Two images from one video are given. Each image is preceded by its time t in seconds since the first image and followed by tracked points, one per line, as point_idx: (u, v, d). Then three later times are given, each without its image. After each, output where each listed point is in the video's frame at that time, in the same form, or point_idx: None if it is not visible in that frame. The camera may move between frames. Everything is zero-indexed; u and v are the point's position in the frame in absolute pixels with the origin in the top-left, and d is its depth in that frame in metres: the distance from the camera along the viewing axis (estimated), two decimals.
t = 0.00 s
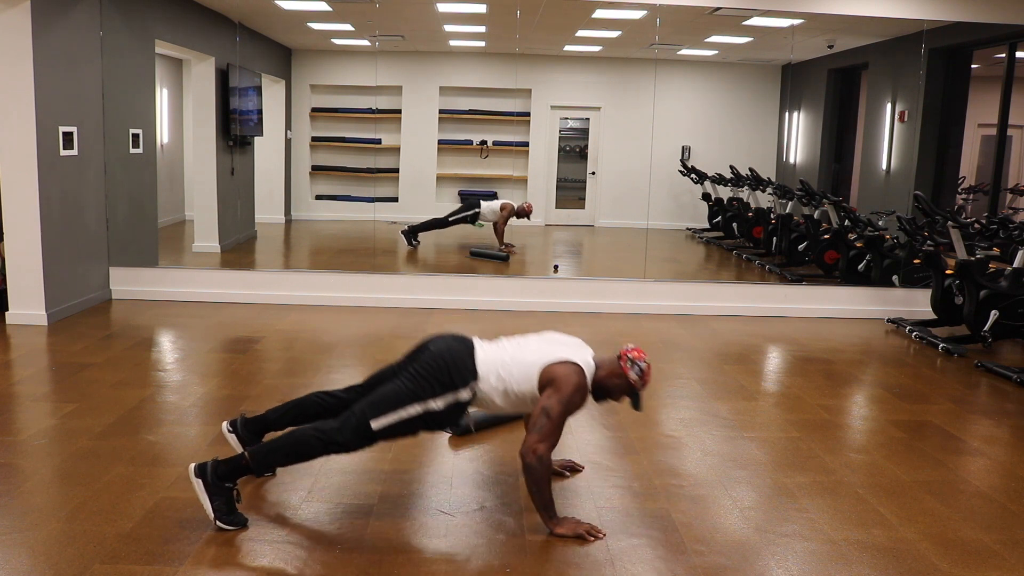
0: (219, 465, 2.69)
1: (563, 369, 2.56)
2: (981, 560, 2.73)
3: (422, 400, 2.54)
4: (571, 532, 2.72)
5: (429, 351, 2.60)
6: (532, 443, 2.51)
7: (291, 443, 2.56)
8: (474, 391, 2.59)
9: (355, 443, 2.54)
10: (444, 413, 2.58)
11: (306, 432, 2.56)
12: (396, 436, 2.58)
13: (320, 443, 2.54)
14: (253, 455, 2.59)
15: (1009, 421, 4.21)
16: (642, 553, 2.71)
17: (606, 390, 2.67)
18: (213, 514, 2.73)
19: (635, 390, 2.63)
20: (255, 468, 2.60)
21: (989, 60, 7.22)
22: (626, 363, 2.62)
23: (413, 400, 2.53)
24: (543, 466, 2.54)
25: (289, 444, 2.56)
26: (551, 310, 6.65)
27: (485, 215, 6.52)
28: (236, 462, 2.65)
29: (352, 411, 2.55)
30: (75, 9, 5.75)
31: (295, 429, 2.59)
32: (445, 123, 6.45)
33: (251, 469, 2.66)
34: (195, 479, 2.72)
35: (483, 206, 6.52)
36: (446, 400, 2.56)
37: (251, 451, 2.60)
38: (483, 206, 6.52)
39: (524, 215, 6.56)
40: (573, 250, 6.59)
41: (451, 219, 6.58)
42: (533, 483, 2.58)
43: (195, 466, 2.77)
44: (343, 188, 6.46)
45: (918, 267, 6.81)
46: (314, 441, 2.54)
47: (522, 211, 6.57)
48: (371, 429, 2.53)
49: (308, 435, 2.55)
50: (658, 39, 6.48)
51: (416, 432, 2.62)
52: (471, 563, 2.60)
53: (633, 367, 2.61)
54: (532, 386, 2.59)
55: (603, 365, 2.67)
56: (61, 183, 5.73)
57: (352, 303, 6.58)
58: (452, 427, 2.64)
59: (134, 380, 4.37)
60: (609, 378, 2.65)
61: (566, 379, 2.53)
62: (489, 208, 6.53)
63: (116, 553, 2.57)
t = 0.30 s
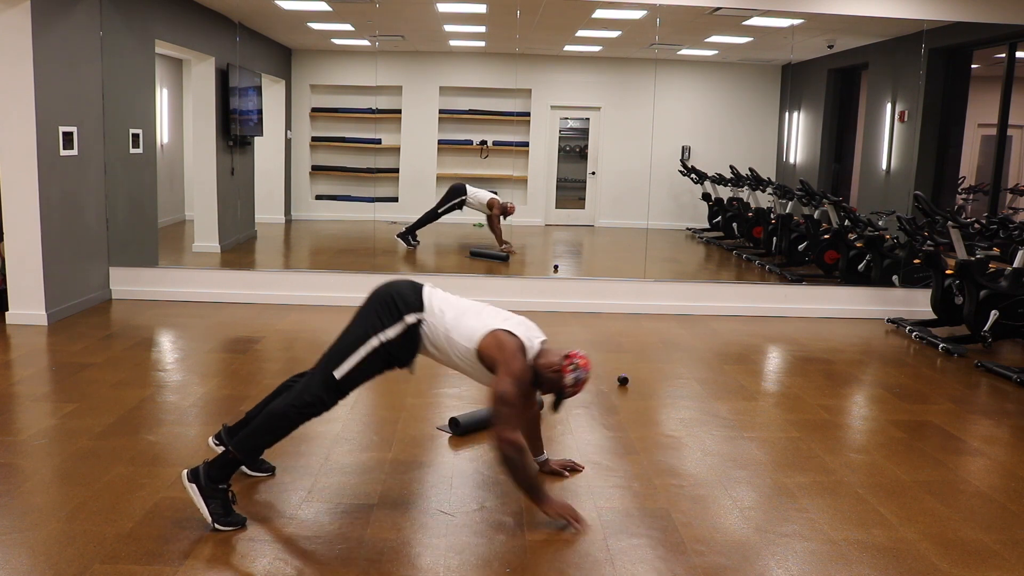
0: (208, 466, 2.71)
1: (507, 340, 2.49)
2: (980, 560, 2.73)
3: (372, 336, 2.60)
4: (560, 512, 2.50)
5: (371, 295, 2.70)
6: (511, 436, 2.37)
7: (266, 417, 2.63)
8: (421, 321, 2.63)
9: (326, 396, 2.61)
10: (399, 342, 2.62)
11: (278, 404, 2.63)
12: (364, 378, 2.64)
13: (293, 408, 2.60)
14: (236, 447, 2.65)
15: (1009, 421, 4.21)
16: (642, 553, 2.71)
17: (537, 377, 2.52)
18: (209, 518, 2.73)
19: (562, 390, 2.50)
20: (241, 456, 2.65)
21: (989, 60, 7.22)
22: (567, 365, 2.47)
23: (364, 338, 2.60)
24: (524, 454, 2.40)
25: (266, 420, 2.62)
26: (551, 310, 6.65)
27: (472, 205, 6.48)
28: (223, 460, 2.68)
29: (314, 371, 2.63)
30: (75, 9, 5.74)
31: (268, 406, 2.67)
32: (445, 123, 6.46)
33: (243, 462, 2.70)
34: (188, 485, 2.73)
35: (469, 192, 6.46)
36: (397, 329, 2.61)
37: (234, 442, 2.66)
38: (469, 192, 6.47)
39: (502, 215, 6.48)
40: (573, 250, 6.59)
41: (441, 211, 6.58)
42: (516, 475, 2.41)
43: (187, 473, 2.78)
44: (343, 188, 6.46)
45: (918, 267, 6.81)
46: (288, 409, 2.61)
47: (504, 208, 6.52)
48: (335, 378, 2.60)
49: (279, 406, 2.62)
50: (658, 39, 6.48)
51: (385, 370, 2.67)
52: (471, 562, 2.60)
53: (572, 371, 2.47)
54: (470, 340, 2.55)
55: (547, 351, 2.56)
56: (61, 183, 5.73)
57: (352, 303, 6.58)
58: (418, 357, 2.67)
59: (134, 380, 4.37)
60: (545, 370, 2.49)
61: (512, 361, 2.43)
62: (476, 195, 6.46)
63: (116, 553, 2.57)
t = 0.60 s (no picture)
0: (204, 467, 2.69)
1: (446, 356, 2.53)
2: (980, 560, 2.73)
3: (347, 318, 2.64)
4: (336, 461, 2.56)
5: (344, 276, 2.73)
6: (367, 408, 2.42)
7: (254, 407, 2.66)
8: (390, 303, 2.65)
9: (310, 380, 2.65)
10: (374, 321, 2.67)
11: (265, 394, 2.66)
12: (345, 359, 2.68)
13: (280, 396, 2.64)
14: (229, 445, 2.65)
15: (1009, 421, 4.21)
16: (642, 553, 2.71)
17: (473, 396, 2.62)
18: (209, 519, 2.72)
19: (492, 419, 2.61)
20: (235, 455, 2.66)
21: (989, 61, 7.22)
22: (503, 397, 2.59)
23: (340, 320, 2.64)
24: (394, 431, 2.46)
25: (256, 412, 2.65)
26: (552, 310, 6.65)
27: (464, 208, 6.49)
28: (219, 459, 2.67)
29: (296, 357, 2.68)
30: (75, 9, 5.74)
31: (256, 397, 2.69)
32: (445, 123, 6.45)
33: (237, 459, 2.70)
34: (185, 488, 2.69)
35: (461, 188, 6.47)
36: (371, 309, 2.65)
37: (225, 440, 2.66)
38: (461, 188, 6.47)
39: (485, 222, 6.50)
40: (573, 250, 6.58)
41: (435, 207, 6.54)
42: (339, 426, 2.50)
43: (181, 478, 2.74)
44: (343, 188, 6.46)
45: (918, 267, 6.81)
46: (275, 399, 2.64)
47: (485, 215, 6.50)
48: (317, 362, 2.65)
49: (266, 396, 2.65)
50: (658, 39, 6.48)
51: (364, 349, 2.72)
52: (470, 562, 2.61)
53: (506, 404, 2.59)
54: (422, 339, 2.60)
55: (487, 377, 2.61)
56: (61, 184, 5.73)
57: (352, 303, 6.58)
58: (394, 336, 2.72)
59: (134, 380, 4.37)
60: (482, 394, 2.59)
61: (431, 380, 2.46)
62: (468, 194, 6.48)
63: (116, 553, 2.57)
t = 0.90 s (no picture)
0: (201, 468, 2.69)
1: (410, 375, 2.58)
2: (980, 560, 2.73)
3: (341, 319, 2.64)
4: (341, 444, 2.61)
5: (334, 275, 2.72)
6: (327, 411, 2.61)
7: (249, 409, 2.66)
8: (378, 306, 2.66)
9: (304, 381, 2.66)
10: (366, 321, 2.67)
11: (259, 395, 2.66)
12: (339, 358, 2.69)
13: (275, 396, 2.64)
14: (226, 445, 2.66)
15: (1009, 421, 4.21)
16: (641, 554, 2.71)
17: (438, 415, 2.72)
18: (208, 520, 2.72)
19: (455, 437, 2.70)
20: (232, 455, 2.68)
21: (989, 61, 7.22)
22: (465, 415, 2.66)
23: (333, 320, 2.64)
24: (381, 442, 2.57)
25: (252, 413, 2.65)
26: (551, 310, 6.65)
27: (456, 210, 6.53)
28: (215, 460, 2.67)
29: (289, 357, 2.67)
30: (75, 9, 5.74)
31: (251, 397, 2.69)
32: (445, 123, 6.46)
33: (234, 459, 2.71)
34: (183, 490, 2.68)
35: (458, 189, 6.51)
36: (363, 309, 2.65)
37: (222, 441, 2.67)
38: (460, 188, 6.51)
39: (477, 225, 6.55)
40: (573, 250, 6.58)
41: (433, 206, 6.54)
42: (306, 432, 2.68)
43: (177, 480, 2.74)
44: (343, 188, 6.47)
45: (918, 267, 6.81)
46: (271, 399, 2.64)
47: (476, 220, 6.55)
48: (311, 362, 2.65)
49: (262, 397, 2.65)
50: (658, 39, 6.48)
51: (357, 347, 2.73)
52: (469, 562, 2.61)
53: (468, 422, 2.67)
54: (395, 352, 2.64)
55: (453, 397, 2.70)
56: (62, 183, 5.73)
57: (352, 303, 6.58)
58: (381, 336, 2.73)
59: (134, 380, 4.37)
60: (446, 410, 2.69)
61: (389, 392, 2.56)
62: (463, 196, 6.53)
63: (116, 553, 2.57)
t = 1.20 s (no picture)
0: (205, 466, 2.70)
1: (455, 346, 2.47)
2: (980, 560, 2.73)
3: (352, 320, 2.63)
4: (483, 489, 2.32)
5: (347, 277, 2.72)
6: (427, 431, 2.26)
7: (257, 409, 2.65)
8: (392, 303, 2.63)
9: (313, 383, 2.65)
10: (379, 321, 2.65)
11: (268, 395, 2.66)
12: (350, 360, 2.67)
13: (283, 397, 2.64)
14: (231, 444, 2.65)
15: (1009, 421, 4.21)
16: (641, 554, 2.71)
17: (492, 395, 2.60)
18: (209, 518, 2.72)
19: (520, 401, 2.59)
20: (236, 455, 2.67)
21: (989, 61, 7.22)
22: (514, 373, 2.57)
23: (344, 322, 2.63)
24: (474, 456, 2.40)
25: (260, 414, 2.65)
26: (551, 310, 6.65)
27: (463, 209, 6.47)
28: (220, 459, 2.67)
29: (299, 359, 2.67)
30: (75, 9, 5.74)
31: (260, 397, 2.69)
32: (445, 123, 6.46)
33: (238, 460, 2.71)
34: (187, 486, 2.70)
35: (462, 189, 6.44)
36: (374, 311, 2.63)
37: (228, 440, 2.66)
38: (462, 188, 6.45)
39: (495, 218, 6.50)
40: (573, 250, 6.58)
41: (435, 207, 6.53)
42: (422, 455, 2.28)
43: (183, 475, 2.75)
44: (343, 188, 6.47)
45: (918, 267, 6.81)
46: (278, 400, 2.64)
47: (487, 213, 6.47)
48: (321, 364, 2.64)
49: (270, 397, 2.65)
50: (658, 39, 6.48)
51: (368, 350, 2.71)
52: (469, 562, 2.60)
53: (521, 378, 2.58)
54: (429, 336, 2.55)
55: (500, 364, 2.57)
56: (62, 183, 5.73)
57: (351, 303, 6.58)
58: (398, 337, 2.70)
59: (134, 380, 4.37)
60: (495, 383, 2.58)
61: (456, 367, 2.42)
62: (468, 194, 6.46)
63: (116, 553, 2.57)
